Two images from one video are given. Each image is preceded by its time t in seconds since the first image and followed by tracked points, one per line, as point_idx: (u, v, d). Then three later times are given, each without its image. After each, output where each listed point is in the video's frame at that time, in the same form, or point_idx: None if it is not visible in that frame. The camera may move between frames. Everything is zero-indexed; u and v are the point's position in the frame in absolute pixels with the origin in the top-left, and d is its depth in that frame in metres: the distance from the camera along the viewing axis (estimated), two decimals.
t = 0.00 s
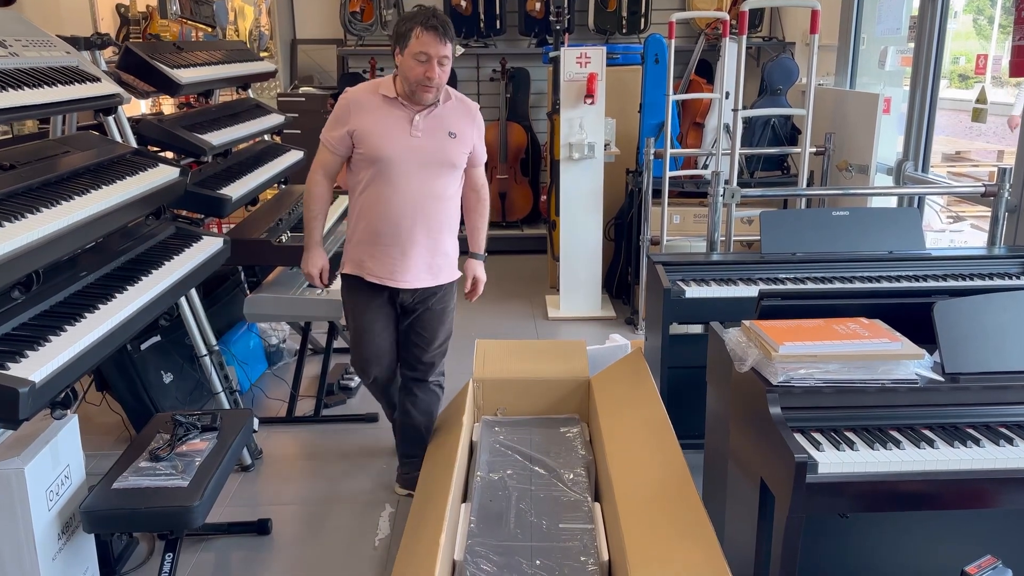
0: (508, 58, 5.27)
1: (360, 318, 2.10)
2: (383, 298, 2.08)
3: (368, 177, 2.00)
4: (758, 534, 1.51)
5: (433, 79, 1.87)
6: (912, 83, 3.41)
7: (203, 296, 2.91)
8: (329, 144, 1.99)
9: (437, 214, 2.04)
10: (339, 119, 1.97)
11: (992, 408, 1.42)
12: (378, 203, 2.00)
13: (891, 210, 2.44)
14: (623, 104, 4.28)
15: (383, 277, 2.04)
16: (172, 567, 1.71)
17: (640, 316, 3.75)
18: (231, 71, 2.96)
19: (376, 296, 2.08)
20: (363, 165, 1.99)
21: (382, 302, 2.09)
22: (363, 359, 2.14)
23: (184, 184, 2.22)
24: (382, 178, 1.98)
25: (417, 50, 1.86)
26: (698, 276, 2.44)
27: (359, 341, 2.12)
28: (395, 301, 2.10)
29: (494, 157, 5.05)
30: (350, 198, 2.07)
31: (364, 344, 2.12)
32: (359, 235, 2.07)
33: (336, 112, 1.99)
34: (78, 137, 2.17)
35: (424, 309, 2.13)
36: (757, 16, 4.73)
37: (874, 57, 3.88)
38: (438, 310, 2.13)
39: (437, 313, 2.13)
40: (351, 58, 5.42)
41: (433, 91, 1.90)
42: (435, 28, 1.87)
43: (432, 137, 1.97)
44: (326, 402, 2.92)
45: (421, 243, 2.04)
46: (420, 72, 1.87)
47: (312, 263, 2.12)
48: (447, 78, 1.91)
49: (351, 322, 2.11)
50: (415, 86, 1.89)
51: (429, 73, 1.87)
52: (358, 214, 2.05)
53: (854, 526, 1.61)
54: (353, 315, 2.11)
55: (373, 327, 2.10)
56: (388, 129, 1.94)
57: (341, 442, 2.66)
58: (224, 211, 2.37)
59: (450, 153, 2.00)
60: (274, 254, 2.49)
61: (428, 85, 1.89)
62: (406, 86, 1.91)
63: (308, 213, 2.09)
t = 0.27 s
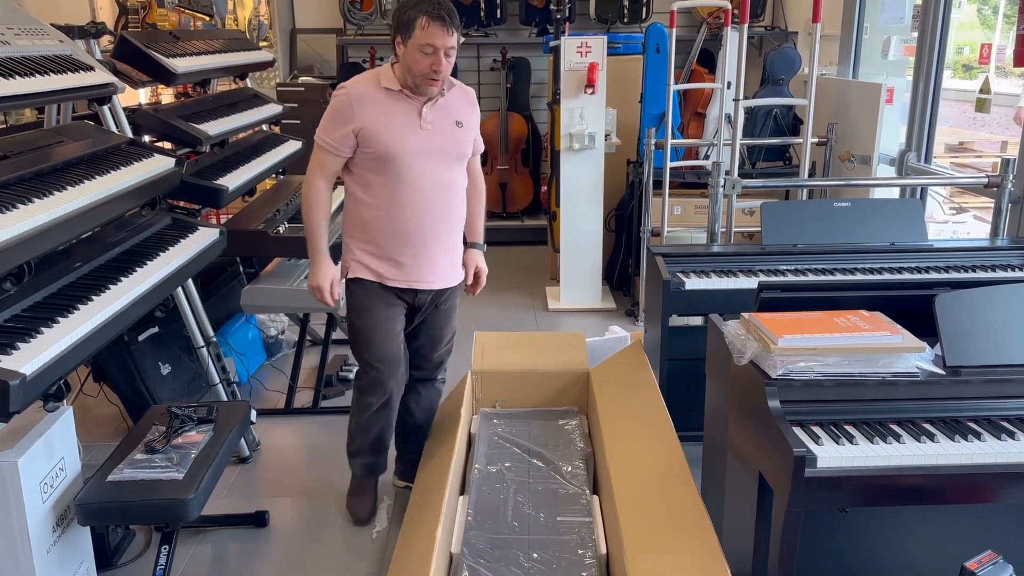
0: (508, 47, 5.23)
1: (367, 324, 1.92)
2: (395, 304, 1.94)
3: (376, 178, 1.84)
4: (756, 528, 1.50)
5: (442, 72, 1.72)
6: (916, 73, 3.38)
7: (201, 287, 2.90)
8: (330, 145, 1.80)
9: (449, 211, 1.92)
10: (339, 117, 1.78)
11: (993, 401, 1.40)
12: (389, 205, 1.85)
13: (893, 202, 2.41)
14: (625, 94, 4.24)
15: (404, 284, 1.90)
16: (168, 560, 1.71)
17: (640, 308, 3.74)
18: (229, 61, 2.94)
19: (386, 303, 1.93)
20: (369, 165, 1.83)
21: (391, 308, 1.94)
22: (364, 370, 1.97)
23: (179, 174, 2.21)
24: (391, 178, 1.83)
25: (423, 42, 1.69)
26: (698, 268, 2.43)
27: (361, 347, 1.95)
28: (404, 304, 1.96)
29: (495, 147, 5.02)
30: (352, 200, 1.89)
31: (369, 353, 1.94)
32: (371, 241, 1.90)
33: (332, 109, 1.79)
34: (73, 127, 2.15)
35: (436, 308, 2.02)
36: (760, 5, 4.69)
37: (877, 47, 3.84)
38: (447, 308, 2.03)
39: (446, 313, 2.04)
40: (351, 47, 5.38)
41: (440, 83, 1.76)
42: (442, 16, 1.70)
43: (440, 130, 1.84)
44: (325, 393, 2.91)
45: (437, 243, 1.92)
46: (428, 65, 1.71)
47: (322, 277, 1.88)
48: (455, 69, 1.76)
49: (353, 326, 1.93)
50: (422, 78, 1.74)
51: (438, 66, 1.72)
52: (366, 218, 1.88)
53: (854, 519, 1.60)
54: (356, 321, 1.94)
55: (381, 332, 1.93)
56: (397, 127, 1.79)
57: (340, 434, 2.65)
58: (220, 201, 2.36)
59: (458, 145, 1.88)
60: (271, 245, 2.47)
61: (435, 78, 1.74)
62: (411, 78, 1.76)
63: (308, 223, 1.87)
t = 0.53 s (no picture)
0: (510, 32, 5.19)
1: (383, 337, 1.70)
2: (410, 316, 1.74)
3: (388, 186, 1.63)
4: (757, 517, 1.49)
5: (454, 70, 1.54)
6: (920, 58, 3.34)
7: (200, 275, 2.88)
8: (339, 157, 1.55)
9: (463, 211, 1.75)
10: (347, 123, 1.53)
11: (996, 390, 1.39)
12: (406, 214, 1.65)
13: (896, 189, 2.39)
14: (627, 80, 4.21)
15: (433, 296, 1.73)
16: (166, 547, 1.71)
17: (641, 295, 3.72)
18: (227, 46, 2.91)
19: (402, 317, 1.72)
20: (380, 171, 1.62)
21: (406, 321, 1.73)
22: (374, 392, 1.74)
23: (176, 160, 2.19)
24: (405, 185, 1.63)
25: (436, 39, 1.50)
26: (699, 255, 2.41)
27: (374, 365, 1.72)
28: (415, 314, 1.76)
29: (496, 134, 4.99)
30: (360, 212, 1.65)
31: (385, 371, 1.71)
32: (393, 257, 1.68)
33: (334, 113, 1.53)
34: (68, 113, 2.13)
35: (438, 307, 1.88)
36: None
37: (881, 32, 3.80)
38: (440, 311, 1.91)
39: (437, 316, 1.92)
40: (351, 32, 5.34)
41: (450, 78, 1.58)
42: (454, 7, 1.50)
43: (446, 126, 1.68)
44: (325, 381, 2.90)
45: (457, 246, 1.75)
46: (439, 64, 1.53)
47: (356, 301, 1.61)
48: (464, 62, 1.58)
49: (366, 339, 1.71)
50: (433, 76, 1.55)
51: (448, 63, 1.53)
52: (380, 231, 1.66)
53: (855, 508, 1.59)
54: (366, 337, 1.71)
55: (394, 345, 1.71)
56: (410, 129, 1.59)
57: (340, 422, 2.65)
58: (218, 187, 2.34)
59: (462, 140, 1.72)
60: (269, 231, 2.45)
61: (444, 76, 1.55)
62: (420, 74, 1.56)
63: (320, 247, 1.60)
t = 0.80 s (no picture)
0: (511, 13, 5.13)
1: (384, 346, 1.64)
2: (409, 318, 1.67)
3: (393, 181, 1.54)
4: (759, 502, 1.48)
5: (469, 60, 1.49)
6: (926, 39, 3.30)
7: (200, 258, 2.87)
8: (350, 153, 1.42)
9: (457, 203, 1.69)
10: (359, 115, 1.40)
11: (1002, 374, 1.38)
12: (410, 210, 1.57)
13: (902, 171, 2.37)
14: (630, 61, 4.16)
15: (434, 294, 1.67)
16: (167, 531, 1.71)
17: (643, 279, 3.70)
18: (225, 27, 2.87)
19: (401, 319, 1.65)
20: (386, 166, 1.52)
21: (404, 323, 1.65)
22: (374, 400, 1.69)
23: (175, 142, 2.17)
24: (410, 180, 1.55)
25: (458, 30, 1.42)
26: (702, 239, 2.39)
27: (375, 375, 1.66)
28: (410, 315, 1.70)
29: (498, 117, 4.95)
30: (360, 210, 1.55)
31: (386, 379, 1.67)
32: (392, 258, 1.59)
33: (343, 103, 1.40)
34: (65, 94, 2.11)
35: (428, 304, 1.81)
36: None
37: (887, 13, 3.75)
38: (430, 309, 1.82)
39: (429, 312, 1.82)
40: (351, 14, 5.29)
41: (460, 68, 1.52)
42: None
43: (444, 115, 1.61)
44: (326, 365, 2.90)
45: (452, 240, 1.70)
46: (456, 54, 1.46)
47: (367, 312, 1.52)
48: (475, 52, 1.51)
49: (366, 351, 1.64)
50: (445, 65, 1.48)
51: (465, 54, 1.48)
52: (382, 229, 1.56)
53: (857, 493, 1.58)
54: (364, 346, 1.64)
55: (388, 352, 1.65)
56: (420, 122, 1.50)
57: (341, 405, 2.65)
58: (217, 170, 2.32)
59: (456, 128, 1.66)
60: (268, 214, 2.44)
61: (458, 66, 1.50)
62: (432, 64, 1.48)
63: (328, 251, 1.47)
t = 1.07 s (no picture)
0: None
1: (382, 332, 1.62)
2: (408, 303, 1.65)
3: (390, 163, 1.51)
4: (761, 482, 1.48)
5: (471, 36, 1.44)
6: (933, 15, 3.25)
7: (199, 238, 2.85)
8: (350, 137, 1.38)
9: (454, 183, 1.67)
10: (359, 98, 1.37)
11: (1008, 354, 1.36)
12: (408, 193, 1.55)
13: (906, 150, 2.34)
14: (632, 38, 4.11)
15: (433, 278, 1.64)
16: (168, 511, 1.71)
17: (646, 259, 3.68)
18: (223, 2, 2.83)
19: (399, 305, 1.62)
20: (384, 148, 1.49)
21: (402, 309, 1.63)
22: (372, 385, 1.69)
23: (172, 120, 2.14)
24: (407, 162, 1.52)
25: (459, 6, 1.38)
26: (704, 218, 2.36)
27: (373, 361, 1.65)
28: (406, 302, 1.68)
29: (499, 95, 4.90)
30: (358, 194, 1.52)
31: (384, 364, 1.66)
32: (391, 243, 1.57)
33: (342, 87, 1.36)
34: (60, 71, 2.07)
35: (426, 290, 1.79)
36: None
37: None
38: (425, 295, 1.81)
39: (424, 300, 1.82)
40: None
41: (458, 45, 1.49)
42: None
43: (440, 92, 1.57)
44: (327, 345, 2.89)
45: (451, 222, 1.67)
46: (457, 31, 1.42)
47: (361, 306, 1.50)
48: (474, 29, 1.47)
49: (364, 337, 1.62)
50: (444, 41, 1.44)
51: (466, 30, 1.43)
52: (379, 214, 1.54)
53: (860, 474, 1.57)
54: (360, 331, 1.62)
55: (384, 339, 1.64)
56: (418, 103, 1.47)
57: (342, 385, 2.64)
58: (215, 149, 2.29)
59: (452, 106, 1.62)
60: (266, 192, 2.42)
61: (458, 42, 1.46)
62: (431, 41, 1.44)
63: (327, 240, 1.44)
